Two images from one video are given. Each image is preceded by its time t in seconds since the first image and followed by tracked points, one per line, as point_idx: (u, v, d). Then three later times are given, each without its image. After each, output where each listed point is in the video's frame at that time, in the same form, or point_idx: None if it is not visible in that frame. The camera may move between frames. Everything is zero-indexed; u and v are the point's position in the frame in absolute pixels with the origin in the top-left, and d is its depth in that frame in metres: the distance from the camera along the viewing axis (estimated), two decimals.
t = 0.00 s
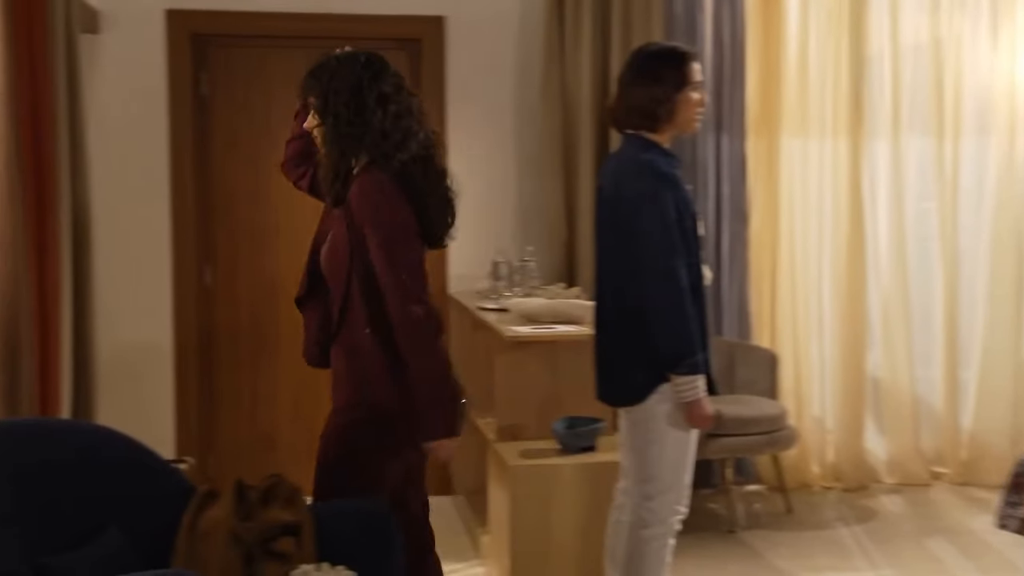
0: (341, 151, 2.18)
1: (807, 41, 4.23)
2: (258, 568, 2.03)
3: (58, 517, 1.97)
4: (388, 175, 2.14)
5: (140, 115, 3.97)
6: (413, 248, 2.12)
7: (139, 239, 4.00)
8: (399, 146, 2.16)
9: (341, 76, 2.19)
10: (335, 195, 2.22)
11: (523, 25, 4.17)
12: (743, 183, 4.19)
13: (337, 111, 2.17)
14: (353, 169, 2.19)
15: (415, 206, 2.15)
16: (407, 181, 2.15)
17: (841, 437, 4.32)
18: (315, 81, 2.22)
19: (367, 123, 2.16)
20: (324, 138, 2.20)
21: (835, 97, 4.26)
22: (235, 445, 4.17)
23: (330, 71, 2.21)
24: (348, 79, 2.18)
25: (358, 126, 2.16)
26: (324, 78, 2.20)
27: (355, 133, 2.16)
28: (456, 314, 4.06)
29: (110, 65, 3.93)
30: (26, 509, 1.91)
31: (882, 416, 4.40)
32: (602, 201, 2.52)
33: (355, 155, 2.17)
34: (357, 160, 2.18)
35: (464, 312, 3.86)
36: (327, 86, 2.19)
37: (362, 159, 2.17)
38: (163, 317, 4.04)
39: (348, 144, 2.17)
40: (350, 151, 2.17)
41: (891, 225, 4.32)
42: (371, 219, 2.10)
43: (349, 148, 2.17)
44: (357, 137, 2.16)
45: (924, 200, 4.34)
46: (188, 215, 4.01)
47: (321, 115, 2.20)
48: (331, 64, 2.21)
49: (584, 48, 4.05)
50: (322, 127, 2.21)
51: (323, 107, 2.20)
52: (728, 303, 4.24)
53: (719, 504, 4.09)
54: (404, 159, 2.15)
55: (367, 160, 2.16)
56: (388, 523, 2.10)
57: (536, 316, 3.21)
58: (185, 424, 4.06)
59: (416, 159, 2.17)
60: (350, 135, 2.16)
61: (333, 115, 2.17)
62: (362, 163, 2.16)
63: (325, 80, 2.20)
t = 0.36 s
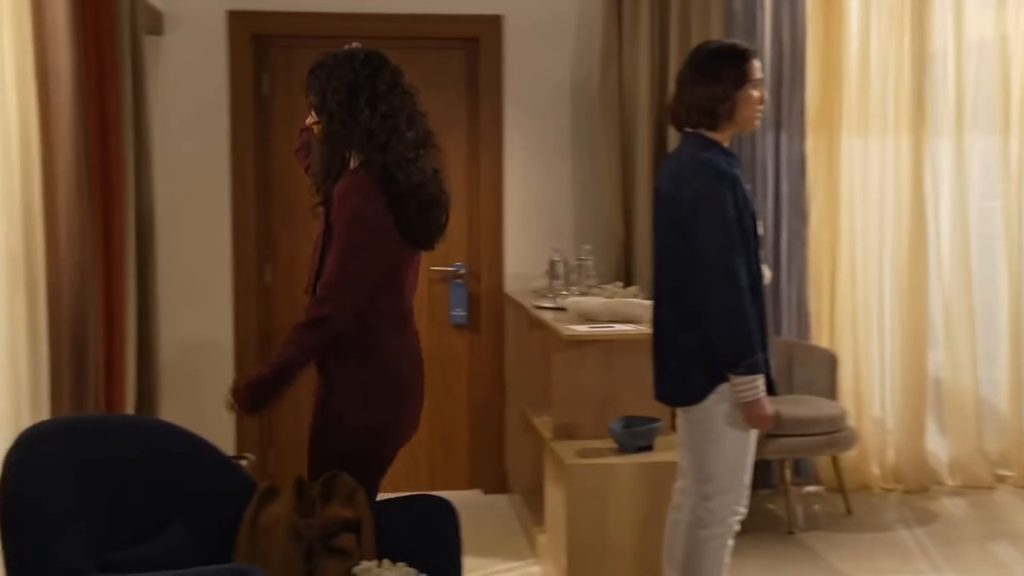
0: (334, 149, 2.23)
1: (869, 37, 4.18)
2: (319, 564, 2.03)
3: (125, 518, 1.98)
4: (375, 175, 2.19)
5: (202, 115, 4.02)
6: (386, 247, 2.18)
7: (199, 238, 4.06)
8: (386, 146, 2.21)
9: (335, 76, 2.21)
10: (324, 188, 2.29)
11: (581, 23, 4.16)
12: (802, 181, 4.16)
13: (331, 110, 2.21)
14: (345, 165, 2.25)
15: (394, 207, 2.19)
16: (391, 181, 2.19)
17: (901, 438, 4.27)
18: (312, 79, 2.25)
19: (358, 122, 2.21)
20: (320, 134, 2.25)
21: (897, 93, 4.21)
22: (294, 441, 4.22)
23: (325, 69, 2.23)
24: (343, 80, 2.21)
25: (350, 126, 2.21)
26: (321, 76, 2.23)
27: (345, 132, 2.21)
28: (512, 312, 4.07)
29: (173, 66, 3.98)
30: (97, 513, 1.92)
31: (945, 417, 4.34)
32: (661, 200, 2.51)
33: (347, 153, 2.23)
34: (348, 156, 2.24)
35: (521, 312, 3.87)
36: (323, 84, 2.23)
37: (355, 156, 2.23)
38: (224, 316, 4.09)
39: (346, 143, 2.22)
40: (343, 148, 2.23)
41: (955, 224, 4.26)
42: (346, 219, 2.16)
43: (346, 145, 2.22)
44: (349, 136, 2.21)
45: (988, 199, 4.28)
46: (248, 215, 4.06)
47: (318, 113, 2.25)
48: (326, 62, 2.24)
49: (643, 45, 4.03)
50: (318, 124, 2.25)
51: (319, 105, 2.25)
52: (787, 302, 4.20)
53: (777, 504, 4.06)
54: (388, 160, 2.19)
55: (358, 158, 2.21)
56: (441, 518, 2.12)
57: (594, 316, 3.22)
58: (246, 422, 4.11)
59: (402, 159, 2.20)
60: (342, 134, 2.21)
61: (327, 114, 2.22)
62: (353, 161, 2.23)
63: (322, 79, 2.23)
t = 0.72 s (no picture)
0: (362, 147, 2.22)
1: (906, 34, 4.15)
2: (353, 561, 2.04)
3: (165, 516, 1.99)
4: (405, 172, 2.20)
5: (237, 114, 4.04)
6: (415, 243, 2.18)
7: (234, 236, 4.08)
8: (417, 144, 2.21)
9: (363, 74, 2.21)
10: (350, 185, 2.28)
11: (615, 22, 4.15)
12: (837, 180, 4.14)
13: (358, 109, 2.20)
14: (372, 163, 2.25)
15: (425, 204, 2.20)
16: (422, 178, 2.20)
17: (937, 439, 4.23)
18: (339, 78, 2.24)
19: (386, 121, 2.21)
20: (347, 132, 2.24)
21: (935, 90, 4.17)
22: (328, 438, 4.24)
23: (352, 67, 2.23)
24: (370, 79, 2.20)
25: (378, 124, 2.21)
26: (348, 75, 2.23)
27: (374, 130, 2.21)
28: (545, 310, 4.07)
29: (209, 65, 4.01)
30: (138, 511, 1.93)
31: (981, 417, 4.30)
32: (696, 198, 2.49)
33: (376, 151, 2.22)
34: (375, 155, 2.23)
35: (554, 311, 3.87)
36: (350, 83, 2.22)
37: (383, 153, 2.23)
38: (258, 314, 4.11)
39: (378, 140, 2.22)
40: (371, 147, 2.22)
41: (992, 223, 4.22)
42: (381, 214, 2.16)
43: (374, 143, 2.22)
44: (378, 134, 2.21)
45: None
46: (283, 214, 4.08)
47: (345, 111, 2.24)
48: (354, 60, 2.23)
49: (677, 43, 4.02)
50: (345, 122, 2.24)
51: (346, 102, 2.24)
52: (822, 301, 4.18)
53: (811, 505, 4.03)
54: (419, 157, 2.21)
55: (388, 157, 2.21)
56: (476, 519, 2.09)
57: (627, 315, 3.21)
58: (280, 420, 4.13)
59: (431, 156, 2.22)
60: (370, 132, 2.21)
61: (355, 113, 2.21)
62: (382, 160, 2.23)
63: (348, 77, 2.23)
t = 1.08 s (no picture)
0: (382, 150, 2.22)
1: (915, 32, 4.14)
2: (361, 562, 2.05)
3: (174, 513, 1.99)
4: (427, 172, 2.21)
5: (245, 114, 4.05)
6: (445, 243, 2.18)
7: (243, 235, 4.09)
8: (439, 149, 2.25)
9: (383, 77, 2.22)
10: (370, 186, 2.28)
11: (623, 21, 4.15)
12: (845, 179, 4.14)
13: (378, 111, 2.21)
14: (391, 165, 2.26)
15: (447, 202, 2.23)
16: (443, 178, 2.24)
17: (945, 439, 4.22)
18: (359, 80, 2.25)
19: (406, 124, 2.22)
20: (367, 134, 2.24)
21: (943, 89, 4.17)
22: (335, 437, 4.24)
23: (373, 70, 2.24)
24: (391, 82, 2.21)
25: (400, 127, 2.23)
26: (367, 77, 2.23)
27: (394, 133, 2.22)
28: (553, 310, 4.06)
29: (218, 65, 4.02)
30: (147, 508, 1.93)
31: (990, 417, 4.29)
32: (704, 197, 2.49)
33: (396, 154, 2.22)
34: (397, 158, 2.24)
35: (562, 311, 3.87)
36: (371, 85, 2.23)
37: (401, 156, 2.24)
38: (266, 313, 4.12)
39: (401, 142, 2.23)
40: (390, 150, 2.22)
41: (1001, 222, 4.21)
42: (410, 215, 2.15)
43: (395, 145, 2.23)
44: (398, 137, 2.22)
45: None
46: (292, 214, 4.09)
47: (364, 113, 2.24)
48: (375, 63, 2.24)
49: (685, 43, 4.01)
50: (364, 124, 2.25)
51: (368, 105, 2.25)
52: (830, 300, 4.18)
53: (818, 505, 4.03)
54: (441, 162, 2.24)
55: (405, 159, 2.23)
56: (485, 520, 2.08)
57: (634, 314, 3.21)
58: (287, 420, 4.14)
59: (451, 159, 2.25)
60: (390, 135, 2.22)
61: (376, 115, 2.21)
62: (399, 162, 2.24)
63: (368, 79, 2.23)
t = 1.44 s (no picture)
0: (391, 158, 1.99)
1: (916, 32, 4.14)
2: (360, 560, 2.04)
3: (173, 510, 1.99)
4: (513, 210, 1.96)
5: (246, 114, 4.05)
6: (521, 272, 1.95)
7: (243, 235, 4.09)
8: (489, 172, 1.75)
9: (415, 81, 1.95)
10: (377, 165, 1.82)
11: (623, 21, 4.15)
12: (845, 179, 4.14)
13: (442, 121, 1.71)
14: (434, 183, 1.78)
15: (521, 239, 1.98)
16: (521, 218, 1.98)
17: (945, 439, 4.22)
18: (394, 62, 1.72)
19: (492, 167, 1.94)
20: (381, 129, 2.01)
21: (943, 88, 4.17)
22: (335, 437, 4.24)
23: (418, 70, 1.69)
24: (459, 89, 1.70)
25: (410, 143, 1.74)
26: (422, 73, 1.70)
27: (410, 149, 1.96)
28: (552, 309, 4.06)
29: (218, 65, 4.02)
30: (147, 503, 1.93)
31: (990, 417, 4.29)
32: (704, 196, 2.49)
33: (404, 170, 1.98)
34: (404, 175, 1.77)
35: (561, 310, 3.88)
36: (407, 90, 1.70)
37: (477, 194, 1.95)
38: (266, 313, 4.12)
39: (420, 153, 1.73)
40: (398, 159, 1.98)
41: (1001, 221, 4.21)
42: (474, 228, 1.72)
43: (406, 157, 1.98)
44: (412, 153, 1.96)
45: None
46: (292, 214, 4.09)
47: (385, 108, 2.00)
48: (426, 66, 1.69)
49: (686, 42, 4.01)
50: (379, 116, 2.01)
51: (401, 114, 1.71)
52: (829, 300, 4.18)
53: (818, 505, 4.02)
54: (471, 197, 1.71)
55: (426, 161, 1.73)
56: (485, 519, 2.07)
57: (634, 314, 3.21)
58: (287, 419, 4.14)
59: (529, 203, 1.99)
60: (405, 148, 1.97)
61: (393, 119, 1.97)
62: (431, 175, 1.73)
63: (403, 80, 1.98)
